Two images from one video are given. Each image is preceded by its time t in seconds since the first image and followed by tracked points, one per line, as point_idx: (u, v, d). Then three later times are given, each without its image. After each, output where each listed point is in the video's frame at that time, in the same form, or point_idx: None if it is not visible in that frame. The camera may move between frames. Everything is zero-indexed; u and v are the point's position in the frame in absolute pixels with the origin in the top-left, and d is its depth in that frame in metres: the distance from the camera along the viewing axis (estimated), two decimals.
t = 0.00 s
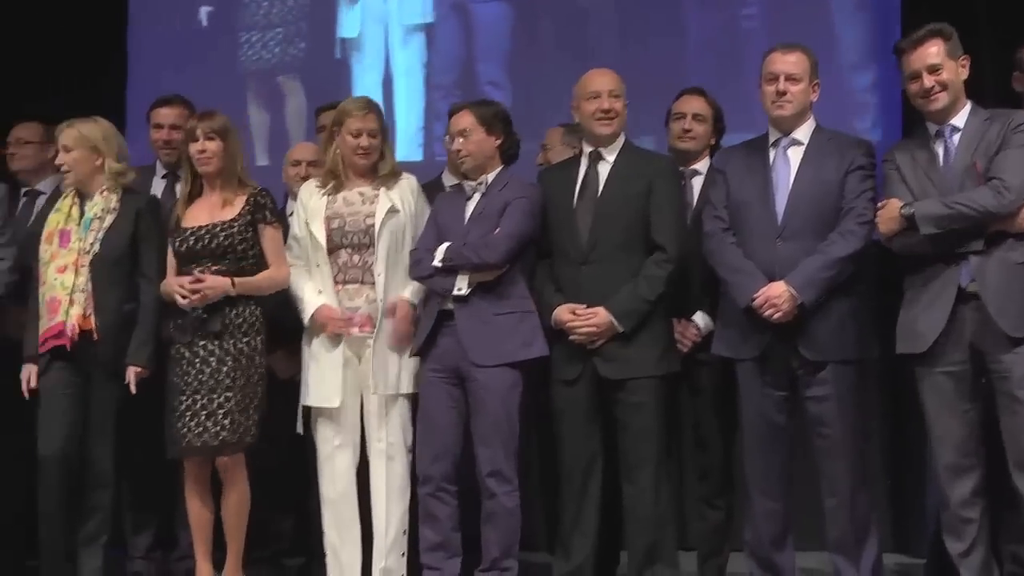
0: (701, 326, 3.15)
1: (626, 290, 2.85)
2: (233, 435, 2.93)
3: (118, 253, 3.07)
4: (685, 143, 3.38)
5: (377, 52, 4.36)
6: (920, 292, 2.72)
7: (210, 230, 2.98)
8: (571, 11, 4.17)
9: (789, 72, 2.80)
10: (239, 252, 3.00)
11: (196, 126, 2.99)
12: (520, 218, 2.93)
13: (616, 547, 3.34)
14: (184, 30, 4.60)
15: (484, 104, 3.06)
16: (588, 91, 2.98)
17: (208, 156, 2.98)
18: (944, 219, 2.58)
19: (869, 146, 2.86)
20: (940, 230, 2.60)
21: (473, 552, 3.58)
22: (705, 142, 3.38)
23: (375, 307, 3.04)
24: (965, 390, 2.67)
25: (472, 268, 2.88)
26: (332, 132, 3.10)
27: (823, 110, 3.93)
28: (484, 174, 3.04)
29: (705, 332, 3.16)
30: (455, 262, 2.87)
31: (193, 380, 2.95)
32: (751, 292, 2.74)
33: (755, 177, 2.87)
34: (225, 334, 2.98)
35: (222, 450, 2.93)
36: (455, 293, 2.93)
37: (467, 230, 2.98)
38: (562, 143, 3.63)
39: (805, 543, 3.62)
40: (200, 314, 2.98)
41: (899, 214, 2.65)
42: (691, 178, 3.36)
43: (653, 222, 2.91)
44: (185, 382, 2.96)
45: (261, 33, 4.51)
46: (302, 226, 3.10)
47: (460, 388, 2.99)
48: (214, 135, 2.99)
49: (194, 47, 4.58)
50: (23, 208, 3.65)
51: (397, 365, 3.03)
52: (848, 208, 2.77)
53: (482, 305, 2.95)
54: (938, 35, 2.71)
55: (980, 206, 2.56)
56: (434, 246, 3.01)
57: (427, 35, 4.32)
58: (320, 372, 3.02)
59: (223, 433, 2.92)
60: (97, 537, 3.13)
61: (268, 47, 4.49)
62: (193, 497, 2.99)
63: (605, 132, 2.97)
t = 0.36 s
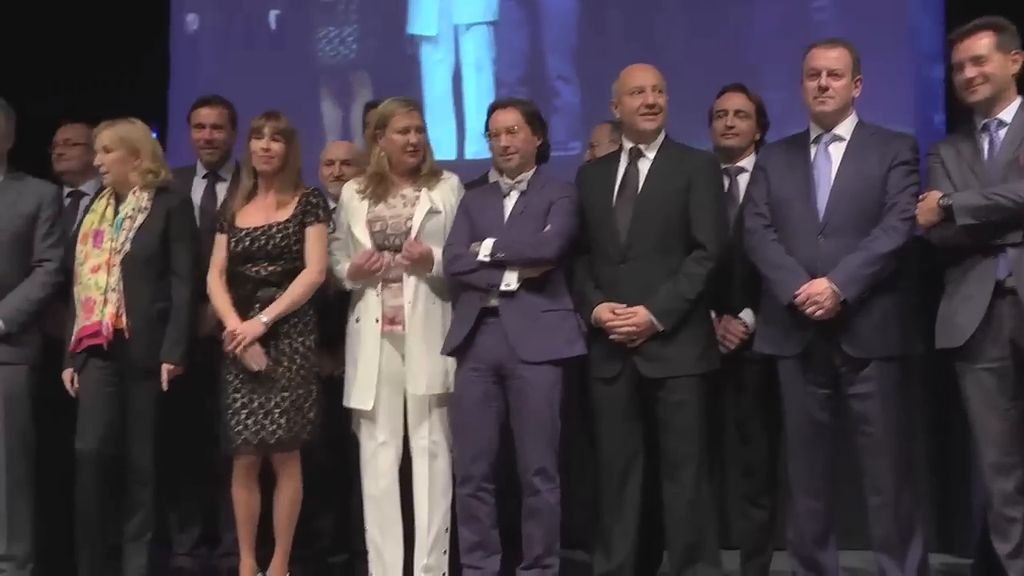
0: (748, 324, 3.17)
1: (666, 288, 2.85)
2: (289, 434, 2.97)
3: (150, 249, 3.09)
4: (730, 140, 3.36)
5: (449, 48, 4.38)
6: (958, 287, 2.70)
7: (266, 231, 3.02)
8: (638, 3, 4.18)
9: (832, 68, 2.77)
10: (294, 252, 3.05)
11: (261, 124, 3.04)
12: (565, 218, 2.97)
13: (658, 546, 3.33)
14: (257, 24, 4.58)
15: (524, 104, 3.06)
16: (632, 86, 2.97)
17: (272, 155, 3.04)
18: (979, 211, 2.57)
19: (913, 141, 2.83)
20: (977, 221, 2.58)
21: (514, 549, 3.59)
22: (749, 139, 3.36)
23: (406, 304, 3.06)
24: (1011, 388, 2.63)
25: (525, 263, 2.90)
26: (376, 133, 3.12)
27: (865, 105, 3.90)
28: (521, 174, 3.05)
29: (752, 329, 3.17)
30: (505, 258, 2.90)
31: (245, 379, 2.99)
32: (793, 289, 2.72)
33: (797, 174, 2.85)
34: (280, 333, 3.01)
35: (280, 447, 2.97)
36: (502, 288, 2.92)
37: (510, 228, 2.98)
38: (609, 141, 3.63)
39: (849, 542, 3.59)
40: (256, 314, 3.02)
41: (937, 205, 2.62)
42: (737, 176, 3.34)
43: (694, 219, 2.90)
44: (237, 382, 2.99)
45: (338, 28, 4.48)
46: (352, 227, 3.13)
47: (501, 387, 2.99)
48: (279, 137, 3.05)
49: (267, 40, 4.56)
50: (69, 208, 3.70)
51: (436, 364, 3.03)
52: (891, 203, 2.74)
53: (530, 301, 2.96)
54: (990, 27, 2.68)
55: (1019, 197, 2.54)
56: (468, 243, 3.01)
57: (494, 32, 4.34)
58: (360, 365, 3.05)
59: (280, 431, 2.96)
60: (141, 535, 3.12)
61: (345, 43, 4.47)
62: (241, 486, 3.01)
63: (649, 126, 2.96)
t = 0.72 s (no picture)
0: (771, 322, 3.13)
1: (689, 287, 2.84)
2: (319, 432, 2.98)
3: (176, 249, 3.11)
4: (754, 138, 3.35)
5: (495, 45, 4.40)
6: (987, 286, 2.68)
7: (293, 230, 3.03)
8: None
9: (858, 66, 2.75)
10: (316, 253, 3.06)
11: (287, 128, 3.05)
12: (590, 219, 2.99)
13: (682, 545, 3.32)
14: (307, 22, 4.60)
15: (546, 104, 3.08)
16: (655, 81, 2.96)
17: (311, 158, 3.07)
18: (1019, 205, 2.54)
19: (938, 138, 2.81)
20: (1015, 216, 2.55)
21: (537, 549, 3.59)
22: (773, 137, 3.35)
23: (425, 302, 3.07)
24: None
25: (558, 263, 2.89)
26: (399, 132, 3.13)
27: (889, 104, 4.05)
28: (539, 174, 3.04)
29: (775, 328, 3.13)
30: (540, 258, 2.88)
31: (264, 378, 3.00)
32: (818, 284, 2.70)
33: (821, 172, 2.84)
34: (307, 331, 3.01)
35: (310, 445, 2.98)
36: (535, 287, 2.91)
37: (535, 228, 2.97)
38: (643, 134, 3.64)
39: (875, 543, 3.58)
40: (281, 313, 3.03)
41: (971, 199, 2.60)
42: (762, 174, 3.34)
43: (715, 218, 2.89)
44: (256, 380, 3.01)
45: (390, 27, 4.50)
46: (376, 223, 3.13)
47: (525, 385, 2.99)
48: (308, 140, 3.09)
49: (317, 37, 4.57)
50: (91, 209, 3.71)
51: (452, 363, 3.02)
52: (918, 199, 2.72)
53: (559, 301, 2.96)
54: None
55: None
56: (490, 240, 3.00)
57: (537, 29, 4.36)
58: (383, 364, 3.05)
59: (309, 429, 2.97)
60: (165, 531, 3.15)
61: (397, 41, 4.49)
62: (266, 485, 3.03)
63: (671, 126, 2.94)
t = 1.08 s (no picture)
0: (808, 323, 3.10)
1: (725, 286, 2.83)
2: (346, 433, 2.99)
3: (215, 249, 3.13)
4: (795, 134, 3.32)
5: (555, 41, 4.37)
6: None
7: (328, 232, 3.06)
8: None
9: (902, 62, 2.73)
10: (352, 255, 3.08)
11: (319, 130, 3.08)
12: (625, 217, 2.97)
13: (720, 545, 3.31)
14: (365, 18, 4.55)
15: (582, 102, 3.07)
16: (683, 84, 2.95)
17: (329, 162, 3.08)
18: None
19: (981, 135, 2.77)
20: None
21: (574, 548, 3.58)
22: (813, 132, 3.32)
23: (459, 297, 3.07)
24: None
25: (593, 263, 2.89)
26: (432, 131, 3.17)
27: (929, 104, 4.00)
28: (574, 172, 3.05)
29: (813, 329, 3.11)
30: (573, 258, 2.88)
31: (293, 377, 3.02)
32: (859, 283, 2.68)
33: (861, 170, 2.81)
34: (337, 333, 3.04)
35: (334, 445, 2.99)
36: (569, 287, 2.91)
37: (569, 228, 2.97)
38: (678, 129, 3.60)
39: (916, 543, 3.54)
40: (314, 312, 3.05)
41: (1009, 200, 2.57)
42: (800, 172, 3.31)
43: (752, 216, 2.88)
44: (287, 379, 3.03)
45: (451, 24, 4.47)
46: (411, 220, 3.14)
47: (561, 384, 2.98)
48: (339, 142, 3.10)
49: (377, 33, 4.53)
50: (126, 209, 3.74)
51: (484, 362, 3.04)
52: (961, 198, 2.69)
53: (593, 300, 2.95)
54: None
55: None
56: (525, 238, 2.98)
57: (599, 25, 4.33)
58: (422, 361, 3.07)
59: (336, 430, 2.97)
60: (205, 530, 3.19)
61: (458, 39, 4.46)
62: (300, 485, 3.06)
63: (702, 124, 2.93)
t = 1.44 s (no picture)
0: (843, 326, 3.07)
1: (765, 282, 2.82)
2: (388, 432, 3.00)
3: (247, 251, 3.13)
4: (823, 131, 3.29)
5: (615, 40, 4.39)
6: None
7: (372, 232, 3.06)
8: None
9: (937, 59, 2.70)
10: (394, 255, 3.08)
11: (361, 131, 3.09)
12: (658, 216, 2.95)
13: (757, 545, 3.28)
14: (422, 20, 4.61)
15: (618, 103, 3.06)
16: (722, 84, 2.92)
17: (371, 162, 3.08)
18: None
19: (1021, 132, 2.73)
20: None
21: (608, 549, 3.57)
22: (840, 129, 3.29)
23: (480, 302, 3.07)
24: None
25: (622, 261, 2.88)
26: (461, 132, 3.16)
27: (971, 102, 3.94)
28: (610, 171, 3.04)
29: (847, 331, 3.07)
30: (603, 256, 2.88)
31: (336, 377, 3.03)
32: (896, 282, 2.65)
33: (899, 167, 2.78)
34: (378, 334, 3.04)
35: (379, 445, 3.00)
36: (600, 286, 2.91)
37: (602, 227, 2.97)
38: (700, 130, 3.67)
39: (956, 544, 3.50)
40: (355, 312, 3.07)
41: None
42: (827, 170, 3.26)
43: (788, 215, 2.86)
44: (330, 379, 3.04)
45: (508, 23, 4.52)
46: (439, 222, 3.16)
47: (595, 384, 2.97)
48: (379, 142, 3.10)
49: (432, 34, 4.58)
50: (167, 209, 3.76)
51: (509, 362, 3.03)
52: (1000, 195, 2.66)
53: (626, 299, 2.94)
54: None
55: None
56: (559, 238, 2.99)
57: (658, 23, 4.33)
58: (449, 362, 3.07)
59: (377, 430, 2.98)
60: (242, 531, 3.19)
61: (514, 38, 4.50)
62: (342, 483, 3.06)
63: (740, 124, 2.91)
